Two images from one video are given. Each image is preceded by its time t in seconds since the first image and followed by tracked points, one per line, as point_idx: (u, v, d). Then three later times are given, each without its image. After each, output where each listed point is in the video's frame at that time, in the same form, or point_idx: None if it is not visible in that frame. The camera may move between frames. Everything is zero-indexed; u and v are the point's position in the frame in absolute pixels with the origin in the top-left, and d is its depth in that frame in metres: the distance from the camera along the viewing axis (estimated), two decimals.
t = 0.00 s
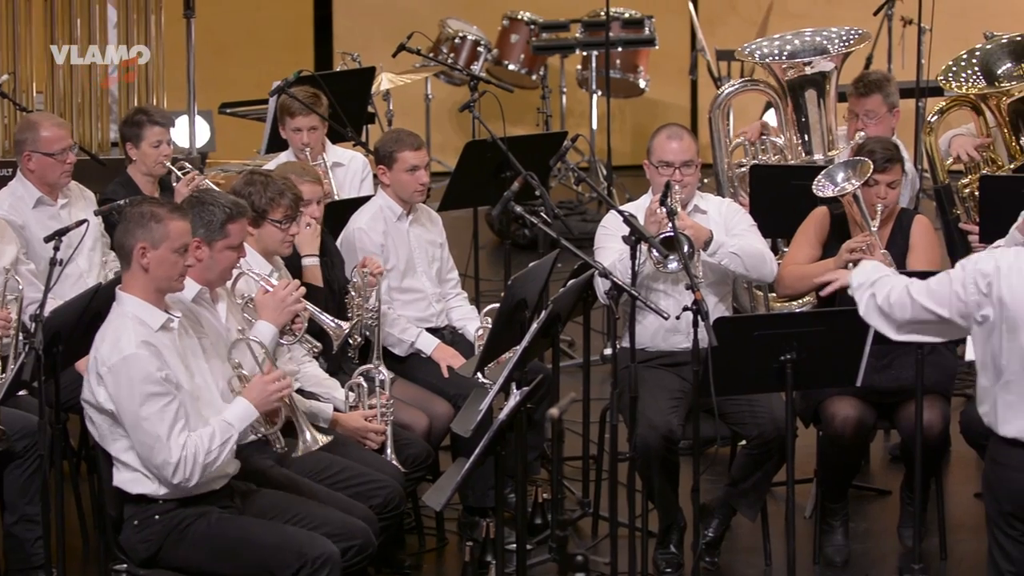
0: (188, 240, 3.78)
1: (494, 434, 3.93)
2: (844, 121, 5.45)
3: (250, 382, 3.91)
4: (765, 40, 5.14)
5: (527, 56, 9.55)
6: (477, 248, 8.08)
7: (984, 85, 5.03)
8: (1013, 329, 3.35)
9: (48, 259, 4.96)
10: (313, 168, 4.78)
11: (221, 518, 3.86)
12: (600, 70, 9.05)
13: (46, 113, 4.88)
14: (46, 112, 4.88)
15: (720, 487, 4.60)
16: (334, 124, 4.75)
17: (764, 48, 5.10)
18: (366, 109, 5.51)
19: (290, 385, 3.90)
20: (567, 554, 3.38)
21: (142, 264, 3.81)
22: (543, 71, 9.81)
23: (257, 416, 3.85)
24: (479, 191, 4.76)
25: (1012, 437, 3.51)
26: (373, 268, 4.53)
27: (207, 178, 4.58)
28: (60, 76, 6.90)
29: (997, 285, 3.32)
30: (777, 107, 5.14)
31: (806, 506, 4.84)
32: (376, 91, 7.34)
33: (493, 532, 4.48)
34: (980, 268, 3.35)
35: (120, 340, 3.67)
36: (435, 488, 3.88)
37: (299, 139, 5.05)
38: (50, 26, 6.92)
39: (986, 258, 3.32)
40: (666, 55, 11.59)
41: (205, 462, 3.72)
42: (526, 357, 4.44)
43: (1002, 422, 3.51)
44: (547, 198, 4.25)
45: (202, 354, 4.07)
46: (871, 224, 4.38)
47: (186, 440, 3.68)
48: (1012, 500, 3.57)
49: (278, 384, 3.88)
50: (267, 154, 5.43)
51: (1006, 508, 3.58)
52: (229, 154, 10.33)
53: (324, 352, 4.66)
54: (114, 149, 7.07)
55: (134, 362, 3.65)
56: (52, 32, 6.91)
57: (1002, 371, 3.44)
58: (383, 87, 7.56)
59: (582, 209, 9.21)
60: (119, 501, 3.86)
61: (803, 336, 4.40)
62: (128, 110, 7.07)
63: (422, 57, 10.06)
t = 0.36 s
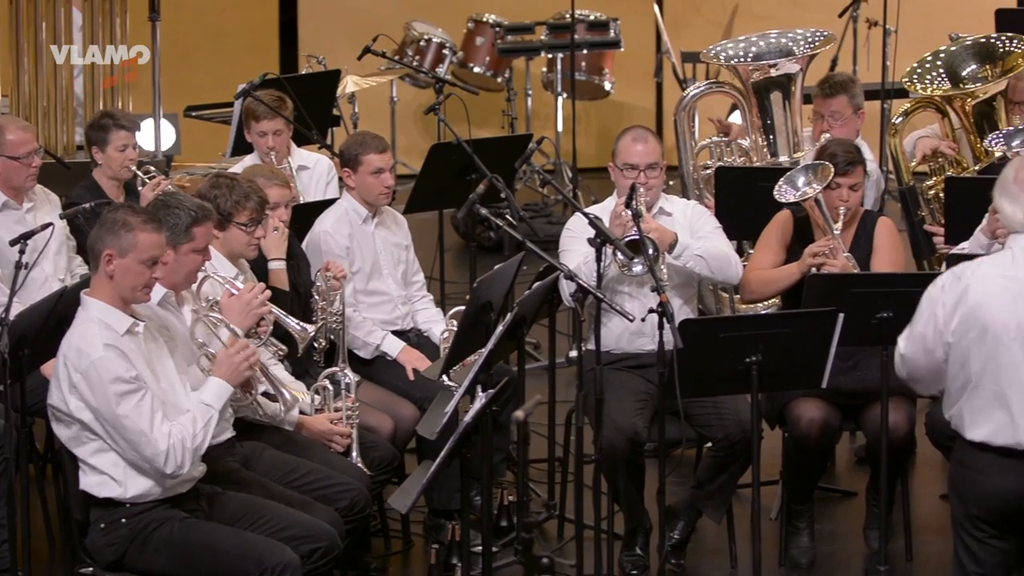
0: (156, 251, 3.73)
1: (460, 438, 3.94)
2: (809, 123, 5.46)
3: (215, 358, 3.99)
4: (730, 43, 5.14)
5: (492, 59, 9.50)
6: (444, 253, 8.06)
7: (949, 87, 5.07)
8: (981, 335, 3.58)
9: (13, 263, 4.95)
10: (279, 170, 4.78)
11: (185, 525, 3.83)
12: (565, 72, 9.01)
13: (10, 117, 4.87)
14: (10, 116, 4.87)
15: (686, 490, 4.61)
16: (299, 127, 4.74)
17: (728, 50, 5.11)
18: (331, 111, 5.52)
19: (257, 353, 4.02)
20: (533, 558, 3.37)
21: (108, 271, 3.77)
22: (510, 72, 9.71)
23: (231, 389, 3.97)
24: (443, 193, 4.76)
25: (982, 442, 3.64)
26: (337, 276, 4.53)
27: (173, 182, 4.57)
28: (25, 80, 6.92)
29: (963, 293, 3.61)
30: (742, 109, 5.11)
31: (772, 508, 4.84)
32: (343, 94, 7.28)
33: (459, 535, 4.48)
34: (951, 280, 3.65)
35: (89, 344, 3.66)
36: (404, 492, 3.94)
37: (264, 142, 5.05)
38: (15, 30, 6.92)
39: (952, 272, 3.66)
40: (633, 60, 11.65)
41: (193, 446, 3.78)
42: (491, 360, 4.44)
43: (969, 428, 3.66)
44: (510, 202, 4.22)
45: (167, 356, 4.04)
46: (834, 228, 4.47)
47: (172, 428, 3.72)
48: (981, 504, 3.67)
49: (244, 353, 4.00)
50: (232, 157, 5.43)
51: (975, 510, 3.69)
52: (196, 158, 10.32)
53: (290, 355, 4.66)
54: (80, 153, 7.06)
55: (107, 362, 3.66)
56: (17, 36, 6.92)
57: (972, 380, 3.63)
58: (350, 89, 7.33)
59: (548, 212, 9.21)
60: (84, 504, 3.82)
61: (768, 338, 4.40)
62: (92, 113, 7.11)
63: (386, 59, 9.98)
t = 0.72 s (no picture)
0: (122, 263, 3.69)
1: (419, 442, 3.95)
2: (767, 125, 5.47)
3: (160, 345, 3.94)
4: (688, 45, 5.10)
5: (449, 62, 9.33)
6: (400, 256, 8.03)
7: (907, 88, 5.00)
8: (942, 334, 3.56)
9: None
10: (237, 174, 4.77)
11: (146, 527, 3.82)
12: (522, 75, 8.94)
13: None
14: None
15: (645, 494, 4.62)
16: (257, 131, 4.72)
17: (687, 53, 5.08)
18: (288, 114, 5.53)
19: (205, 333, 3.96)
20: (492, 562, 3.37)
21: (72, 280, 3.74)
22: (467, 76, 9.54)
23: (182, 375, 3.91)
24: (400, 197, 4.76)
25: (942, 442, 3.61)
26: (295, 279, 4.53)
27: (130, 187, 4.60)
28: None
29: (923, 292, 3.59)
30: (701, 112, 5.09)
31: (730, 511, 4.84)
32: (300, 98, 7.35)
33: (417, 538, 4.49)
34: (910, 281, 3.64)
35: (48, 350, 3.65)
36: (362, 496, 3.96)
37: (221, 146, 5.06)
38: None
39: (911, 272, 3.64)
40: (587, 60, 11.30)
41: (158, 440, 3.79)
42: (449, 363, 4.44)
43: (929, 428, 3.63)
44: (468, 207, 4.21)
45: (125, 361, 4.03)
46: (790, 230, 4.51)
47: (137, 426, 3.73)
48: (943, 504, 3.63)
49: (187, 336, 3.93)
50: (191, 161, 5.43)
51: (935, 511, 3.66)
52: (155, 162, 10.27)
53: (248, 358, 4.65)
54: (37, 157, 7.01)
55: (67, 366, 3.66)
56: None
57: (932, 381, 3.61)
58: (307, 93, 7.37)
59: (506, 215, 9.18)
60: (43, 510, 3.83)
61: (725, 341, 4.40)
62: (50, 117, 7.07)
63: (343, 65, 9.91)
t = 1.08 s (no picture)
0: (80, 271, 3.67)
1: (380, 447, 3.95)
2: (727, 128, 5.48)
3: (115, 352, 3.91)
4: (648, 49, 5.07)
5: (408, 66, 9.46)
6: (361, 261, 8.04)
7: (867, 92, 5.06)
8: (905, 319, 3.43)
9: None
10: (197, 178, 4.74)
11: (106, 533, 3.81)
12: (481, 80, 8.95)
13: None
14: None
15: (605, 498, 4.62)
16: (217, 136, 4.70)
17: (647, 57, 5.05)
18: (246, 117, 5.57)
19: (160, 340, 3.94)
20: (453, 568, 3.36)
21: (29, 288, 3.71)
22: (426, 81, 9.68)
23: (137, 382, 3.90)
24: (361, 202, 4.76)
25: (904, 428, 3.50)
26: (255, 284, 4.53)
27: (90, 192, 4.64)
28: None
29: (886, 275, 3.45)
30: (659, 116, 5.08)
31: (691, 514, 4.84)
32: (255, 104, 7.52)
33: (378, 542, 4.49)
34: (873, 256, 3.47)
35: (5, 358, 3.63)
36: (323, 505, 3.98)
37: (181, 150, 5.14)
38: None
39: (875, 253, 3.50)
40: (545, 66, 11.47)
41: (114, 448, 3.78)
42: (408, 368, 4.42)
43: (891, 412, 3.52)
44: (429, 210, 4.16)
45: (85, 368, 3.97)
46: (750, 232, 4.51)
47: (94, 434, 3.72)
48: (906, 492, 3.52)
49: (142, 343, 3.91)
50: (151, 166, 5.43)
51: (899, 498, 3.55)
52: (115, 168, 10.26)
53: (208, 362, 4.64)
54: None
55: (23, 373, 3.65)
56: None
57: (895, 365, 3.49)
58: (266, 97, 7.59)
59: (466, 219, 9.19)
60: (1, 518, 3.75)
61: (685, 345, 4.40)
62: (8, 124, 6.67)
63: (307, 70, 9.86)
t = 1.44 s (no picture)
0: (42, 276, 3.63)
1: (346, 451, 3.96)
2: (693, 132, 5.51)
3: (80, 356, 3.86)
4: (614, 52, 5.08)
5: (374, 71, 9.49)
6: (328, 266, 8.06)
7: (833, 96, 5.11)
8: (873, 347, 3.41)
9: None
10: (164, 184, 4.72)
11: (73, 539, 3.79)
12: (447, 86, 8.92)
13: None
14: None
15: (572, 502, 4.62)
16: (182, 141, 4.69)
17: (613, 61, 5.05)
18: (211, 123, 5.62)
19: (125, 345, 3.91)
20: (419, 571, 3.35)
21: None
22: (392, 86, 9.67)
23: (103, 388, 3.85)
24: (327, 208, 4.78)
25: (872, 453, 3.49)
26: (219, 289, 4.53)
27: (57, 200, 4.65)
28: None
29: (853, 302, 3.44)
30: (625, 119, 5.06)
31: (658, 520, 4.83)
32: (224, 108, 7.56)
33: (345, 548, 4.48)
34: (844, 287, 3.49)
35: None
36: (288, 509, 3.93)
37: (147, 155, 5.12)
38: None
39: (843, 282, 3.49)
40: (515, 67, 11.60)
41: (79, 453, 3.74)
42: (374, 373, 4.42)
43: (860, 439, 3.51)
44: (395, 216, 4.13)
45: (51, 374, 3.93)
46: (716, 236, 4.52)
47: (58, 439, 3.68)
48: (875, 514, 3.52)
49: (108, 348, 3.88)
50: (116, 171, 5.43)
51: (862, 497, 3.56)
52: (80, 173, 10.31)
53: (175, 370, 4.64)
54: None
55: None
56: None
57: (862, 393, 3.47)
58: (232, 103, 7.63)
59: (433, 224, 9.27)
60: None
61: (651, 349, 4.40)
62: None
63: (270, 73, 9.75)
